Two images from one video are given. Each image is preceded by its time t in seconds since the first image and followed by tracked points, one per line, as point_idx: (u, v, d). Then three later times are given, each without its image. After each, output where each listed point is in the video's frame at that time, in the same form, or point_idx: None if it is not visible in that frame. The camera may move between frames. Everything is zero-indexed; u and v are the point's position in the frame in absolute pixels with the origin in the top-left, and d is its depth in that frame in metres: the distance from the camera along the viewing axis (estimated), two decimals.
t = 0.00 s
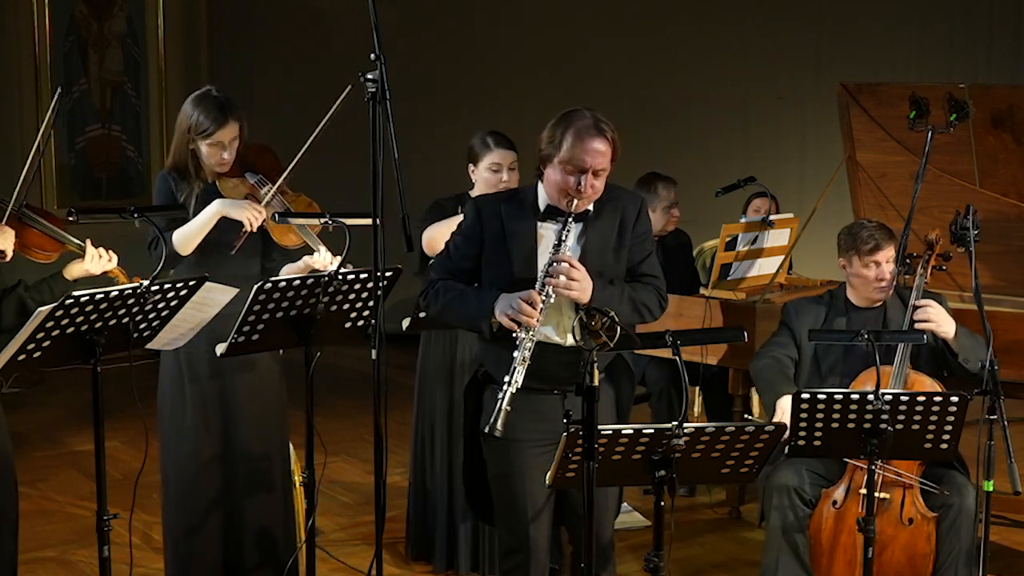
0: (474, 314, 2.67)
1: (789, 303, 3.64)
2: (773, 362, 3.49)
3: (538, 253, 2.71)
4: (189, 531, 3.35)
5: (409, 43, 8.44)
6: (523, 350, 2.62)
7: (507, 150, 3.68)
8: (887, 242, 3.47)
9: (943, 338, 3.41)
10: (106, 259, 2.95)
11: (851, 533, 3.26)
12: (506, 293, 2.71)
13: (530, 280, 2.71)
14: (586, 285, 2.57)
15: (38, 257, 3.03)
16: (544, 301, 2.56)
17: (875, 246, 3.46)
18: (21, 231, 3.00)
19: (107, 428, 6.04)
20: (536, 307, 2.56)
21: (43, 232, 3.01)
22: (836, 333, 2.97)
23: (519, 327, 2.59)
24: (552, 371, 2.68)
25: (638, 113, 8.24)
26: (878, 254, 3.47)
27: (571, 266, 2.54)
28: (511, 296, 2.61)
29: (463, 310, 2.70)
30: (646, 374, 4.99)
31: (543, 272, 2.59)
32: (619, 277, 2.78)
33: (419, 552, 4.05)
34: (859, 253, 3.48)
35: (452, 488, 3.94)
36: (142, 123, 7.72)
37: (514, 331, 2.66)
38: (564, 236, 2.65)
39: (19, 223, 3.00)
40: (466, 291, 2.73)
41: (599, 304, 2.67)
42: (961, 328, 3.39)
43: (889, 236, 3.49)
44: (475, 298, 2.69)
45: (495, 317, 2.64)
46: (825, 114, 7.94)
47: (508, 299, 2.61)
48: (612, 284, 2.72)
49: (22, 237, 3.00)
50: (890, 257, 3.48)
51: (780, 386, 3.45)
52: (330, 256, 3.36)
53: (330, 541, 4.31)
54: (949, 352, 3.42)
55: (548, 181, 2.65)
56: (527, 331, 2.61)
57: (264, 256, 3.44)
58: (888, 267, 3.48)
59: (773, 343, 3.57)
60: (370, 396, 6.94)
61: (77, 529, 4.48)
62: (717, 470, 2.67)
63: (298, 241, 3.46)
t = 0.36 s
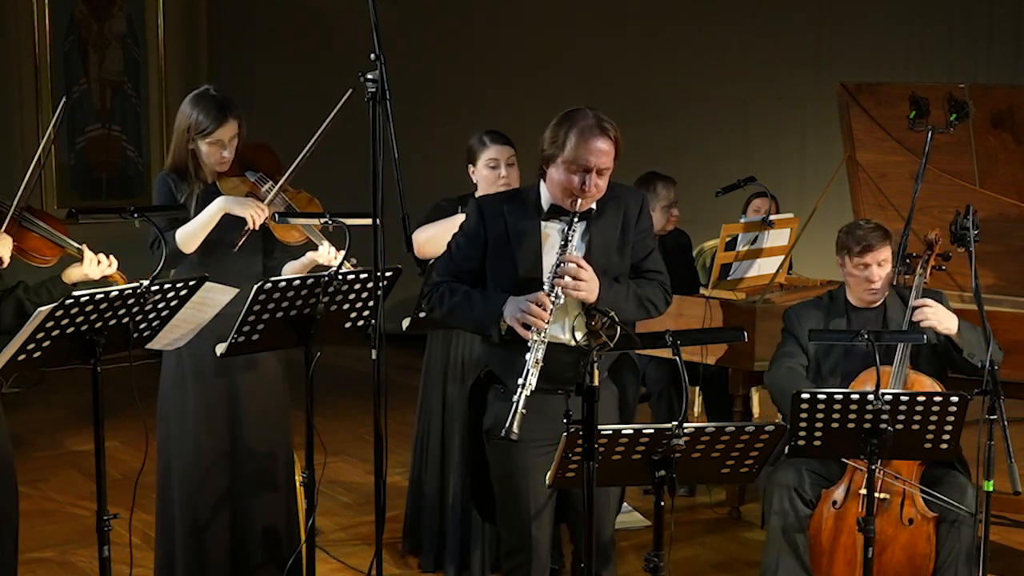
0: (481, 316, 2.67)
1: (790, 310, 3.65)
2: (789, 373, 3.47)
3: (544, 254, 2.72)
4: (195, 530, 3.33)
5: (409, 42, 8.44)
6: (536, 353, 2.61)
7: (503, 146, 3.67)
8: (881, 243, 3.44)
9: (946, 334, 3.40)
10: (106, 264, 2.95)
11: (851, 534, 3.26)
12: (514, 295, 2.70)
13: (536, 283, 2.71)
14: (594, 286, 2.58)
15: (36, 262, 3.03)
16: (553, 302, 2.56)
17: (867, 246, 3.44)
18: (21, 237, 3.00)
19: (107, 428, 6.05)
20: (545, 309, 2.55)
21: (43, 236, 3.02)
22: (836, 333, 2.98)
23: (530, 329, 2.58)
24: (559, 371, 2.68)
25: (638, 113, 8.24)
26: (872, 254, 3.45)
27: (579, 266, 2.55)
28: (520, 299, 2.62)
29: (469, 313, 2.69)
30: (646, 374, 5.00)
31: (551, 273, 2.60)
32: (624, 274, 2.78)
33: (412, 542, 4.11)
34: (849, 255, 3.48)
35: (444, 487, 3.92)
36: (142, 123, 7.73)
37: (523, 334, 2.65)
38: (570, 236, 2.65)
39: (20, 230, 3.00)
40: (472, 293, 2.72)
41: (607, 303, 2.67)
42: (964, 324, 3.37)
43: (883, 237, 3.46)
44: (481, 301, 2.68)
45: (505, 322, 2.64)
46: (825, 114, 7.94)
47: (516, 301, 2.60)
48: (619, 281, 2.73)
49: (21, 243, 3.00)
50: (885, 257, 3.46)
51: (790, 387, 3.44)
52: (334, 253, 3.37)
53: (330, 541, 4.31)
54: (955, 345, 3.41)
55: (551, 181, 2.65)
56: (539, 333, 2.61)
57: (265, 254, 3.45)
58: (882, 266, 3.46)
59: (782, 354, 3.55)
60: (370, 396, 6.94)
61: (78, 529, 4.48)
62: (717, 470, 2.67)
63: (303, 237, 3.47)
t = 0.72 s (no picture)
0: (481, 313, 2.67)
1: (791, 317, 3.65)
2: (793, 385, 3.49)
3: (545, 256, 2.73)
4: (198, 530, 3.33)
5: (409, 42, 8.44)
6: (535, 349, 2.59)
7: (508, 138, 3.64)
8: (874, 251, 3.43)
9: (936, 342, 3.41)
10: (106, 254, 2.93)
11: (851, 534, 3.26)
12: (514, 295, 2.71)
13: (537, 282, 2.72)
14: (596, 283, 2.57)
15: (37, 254, 3.03)
16: (554, 300, 2.55)
17: (858, 251, 3.43)
18: (20, 231, 3.00)
19: (107, 428, 6.04)
20: (546, 305, 2.54)
21: (42, 228, 3.01)
22: (836, 333, 2.98)
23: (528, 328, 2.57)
24: (559, 369, 2.69)
25: (638, 113, 8.24)
26: (861, 262, 3.45)
27: (581, 264, 2.54)
28: (520, 296, 2.61)
29: (469, 309, 2.68)
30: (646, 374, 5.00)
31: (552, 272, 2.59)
32: (627, 273, 2.78)
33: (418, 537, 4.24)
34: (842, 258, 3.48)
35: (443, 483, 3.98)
36: (142, 123, 7.73)
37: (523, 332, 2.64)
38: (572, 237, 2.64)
39: (18, 223, 2.99)
40: (472, 290, 2.71)
41: (610, 302, 2.66)
42: (958, 334, 3.38)
43: (880, 244, 3.43)
44: (481, 298, 2.68)
45: (504, 317, 2.64)
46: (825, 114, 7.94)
47: (516, 298, 2.60)
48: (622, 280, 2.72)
49: (21, 236, 3.00)
50: (872, 268, 3.45)
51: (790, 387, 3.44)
52: (335, 244, 3.30)
53: (330, 541, 4.31)
54: (944, 353, 3.42)
55: (554, 181, 2.65)
56: (538, 331, 2.59)
57: (265, 251, 3.45)
58: (865, 276, 3.46)
59: (783, 368, 3.57)
60: (370, 396, 6.94)
61: (78, 529, 4.48)
62: (717, 470, 2.67)
63: (302, 232, 3.50)
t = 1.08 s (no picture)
0: (477, 324, 2.68)
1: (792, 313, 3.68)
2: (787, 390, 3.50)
3: (543, 266, 2.73)
4: (198, 530, 3.33)
5: (409, 42, 8.44)
6: (530, 365, 2.62)
7: (518, 136, 3.63)
8: (882, 256, 3.39)
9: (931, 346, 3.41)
10: (110, 237, 2.97)
11: (851, 534, 3.26)
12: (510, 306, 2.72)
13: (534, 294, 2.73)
14: (591, 297, 2.60)
15: (41, 240, 3.02)
16: (549, 315, 2.59)
17: (865, 257, 3.40)
18: (22, 219, 2.99)
19: (107, 428, 6.04)
20: (541, 321, 2.57)
21: (44, 216, 2.99)
22: (836, 333, 2.97)
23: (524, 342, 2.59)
24: (552, 375, 2.71)
25: (638, 113, 8.24)
26: (869, 267, 3.41)
27: (575, 281, 2.57)
28: (516, 308, 2.63)
29: (465, 320, 2.71)
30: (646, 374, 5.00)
31: (548, 286, 2.62)
32: (616, 287, 2.82)
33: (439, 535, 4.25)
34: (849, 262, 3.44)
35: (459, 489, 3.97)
36: (142, 123, 7.73)
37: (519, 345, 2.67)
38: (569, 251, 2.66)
39: (19, 212, 2.98)
40: (468, 299, 2.73)
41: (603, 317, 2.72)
42: (952, 340, 3.38)
43: (888, 248, 3.40)
44: (479, 309, 2.69)
45: (500, 330, 2.65)
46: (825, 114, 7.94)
47: (513, 311, 2.62)
48: (612, 296, 2.77)
49: (24, 225, 3.00)
50: (882, 271, 3.42)
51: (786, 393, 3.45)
52: (331, 240, 3.30)
53: (330, 541, 4.31)
54: (938, 357, 3.41)
55: (552, 192, 2.65)
56: (534, 345, 2.61)
57: (263, 250, 3.45)
58: (875, 279, 3.43)
59: (780, 371, 3.60)
60: (370, 396, 6.93)
61: (77, 529, 4.48)
62: (717, 470, 2.67)
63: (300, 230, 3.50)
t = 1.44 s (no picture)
0: (487, 340, 2.68)
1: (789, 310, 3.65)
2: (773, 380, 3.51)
3: (550, 282, 2.75)
4: (199, 529, 3.33)
5: (409, 42, 8.44)
6: (543, 384, 2.60)
7: (529, 136, 3.61)
8: (892, 254, 3.39)
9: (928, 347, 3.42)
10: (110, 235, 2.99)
11: (851, 534, 3.26)
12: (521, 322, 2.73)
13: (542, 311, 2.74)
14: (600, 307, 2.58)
15: (42, 239, 3.02)
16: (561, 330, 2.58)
17: (877, 258, 3.40)
18: (22, 217, 2.99)
19: (107, 428, 6.04)
20: (554, 338, 2.56)
21: (44, 214, 2.99)
22: (836, 333, 2.97)
23: (537, 360, 2.59)
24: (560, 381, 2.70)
25: (638, 113, 8.24)
26: (883, 266, 3.41)
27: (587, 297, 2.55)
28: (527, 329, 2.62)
29: (476, 335, 2.70)
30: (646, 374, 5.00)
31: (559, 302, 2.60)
32: (618, 298, 2.85)
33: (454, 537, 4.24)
34: (861, 261, 3.43)
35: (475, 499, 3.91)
36: (142, 123, 7.72)
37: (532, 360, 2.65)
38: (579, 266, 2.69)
39: (18, 209, 2.98)
40: (478, 313, 2.73)
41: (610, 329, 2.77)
42: (950, 343, 3.40)
43: (893, 245, 3.39)
44: (489, 323, 2.69)
45: (512, 346, 2.65)
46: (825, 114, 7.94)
47: (525, 329, 2.61)
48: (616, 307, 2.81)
49: (24, 223, 2.99)
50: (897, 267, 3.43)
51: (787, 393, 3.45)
52: (326, 239, 3.28)
53: (330, 541, 4.31)
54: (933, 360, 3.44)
55: (558, 207, 2.65)
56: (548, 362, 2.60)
57: (263, 251, 3.46)
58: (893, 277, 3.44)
59: (771, 359, 3.59)
60: (370, 396, 6.94)
61: (77, 529, 4.48)
62: (717, 470, 2.67)
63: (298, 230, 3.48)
